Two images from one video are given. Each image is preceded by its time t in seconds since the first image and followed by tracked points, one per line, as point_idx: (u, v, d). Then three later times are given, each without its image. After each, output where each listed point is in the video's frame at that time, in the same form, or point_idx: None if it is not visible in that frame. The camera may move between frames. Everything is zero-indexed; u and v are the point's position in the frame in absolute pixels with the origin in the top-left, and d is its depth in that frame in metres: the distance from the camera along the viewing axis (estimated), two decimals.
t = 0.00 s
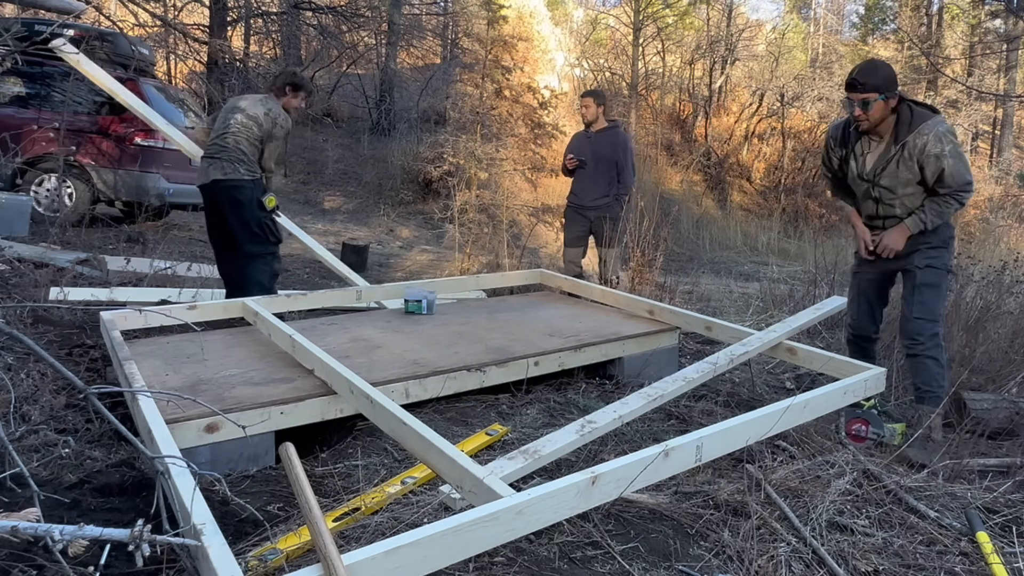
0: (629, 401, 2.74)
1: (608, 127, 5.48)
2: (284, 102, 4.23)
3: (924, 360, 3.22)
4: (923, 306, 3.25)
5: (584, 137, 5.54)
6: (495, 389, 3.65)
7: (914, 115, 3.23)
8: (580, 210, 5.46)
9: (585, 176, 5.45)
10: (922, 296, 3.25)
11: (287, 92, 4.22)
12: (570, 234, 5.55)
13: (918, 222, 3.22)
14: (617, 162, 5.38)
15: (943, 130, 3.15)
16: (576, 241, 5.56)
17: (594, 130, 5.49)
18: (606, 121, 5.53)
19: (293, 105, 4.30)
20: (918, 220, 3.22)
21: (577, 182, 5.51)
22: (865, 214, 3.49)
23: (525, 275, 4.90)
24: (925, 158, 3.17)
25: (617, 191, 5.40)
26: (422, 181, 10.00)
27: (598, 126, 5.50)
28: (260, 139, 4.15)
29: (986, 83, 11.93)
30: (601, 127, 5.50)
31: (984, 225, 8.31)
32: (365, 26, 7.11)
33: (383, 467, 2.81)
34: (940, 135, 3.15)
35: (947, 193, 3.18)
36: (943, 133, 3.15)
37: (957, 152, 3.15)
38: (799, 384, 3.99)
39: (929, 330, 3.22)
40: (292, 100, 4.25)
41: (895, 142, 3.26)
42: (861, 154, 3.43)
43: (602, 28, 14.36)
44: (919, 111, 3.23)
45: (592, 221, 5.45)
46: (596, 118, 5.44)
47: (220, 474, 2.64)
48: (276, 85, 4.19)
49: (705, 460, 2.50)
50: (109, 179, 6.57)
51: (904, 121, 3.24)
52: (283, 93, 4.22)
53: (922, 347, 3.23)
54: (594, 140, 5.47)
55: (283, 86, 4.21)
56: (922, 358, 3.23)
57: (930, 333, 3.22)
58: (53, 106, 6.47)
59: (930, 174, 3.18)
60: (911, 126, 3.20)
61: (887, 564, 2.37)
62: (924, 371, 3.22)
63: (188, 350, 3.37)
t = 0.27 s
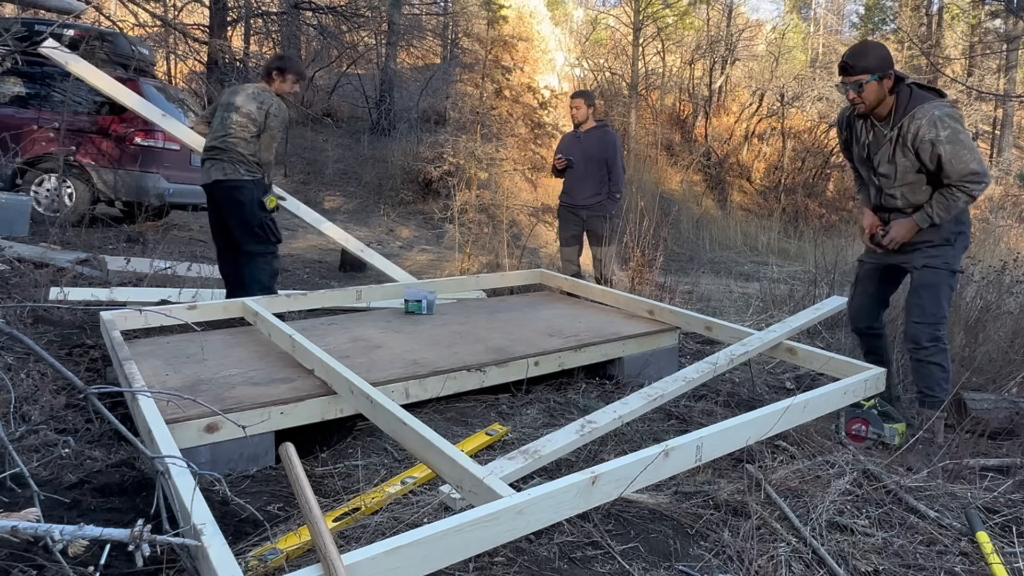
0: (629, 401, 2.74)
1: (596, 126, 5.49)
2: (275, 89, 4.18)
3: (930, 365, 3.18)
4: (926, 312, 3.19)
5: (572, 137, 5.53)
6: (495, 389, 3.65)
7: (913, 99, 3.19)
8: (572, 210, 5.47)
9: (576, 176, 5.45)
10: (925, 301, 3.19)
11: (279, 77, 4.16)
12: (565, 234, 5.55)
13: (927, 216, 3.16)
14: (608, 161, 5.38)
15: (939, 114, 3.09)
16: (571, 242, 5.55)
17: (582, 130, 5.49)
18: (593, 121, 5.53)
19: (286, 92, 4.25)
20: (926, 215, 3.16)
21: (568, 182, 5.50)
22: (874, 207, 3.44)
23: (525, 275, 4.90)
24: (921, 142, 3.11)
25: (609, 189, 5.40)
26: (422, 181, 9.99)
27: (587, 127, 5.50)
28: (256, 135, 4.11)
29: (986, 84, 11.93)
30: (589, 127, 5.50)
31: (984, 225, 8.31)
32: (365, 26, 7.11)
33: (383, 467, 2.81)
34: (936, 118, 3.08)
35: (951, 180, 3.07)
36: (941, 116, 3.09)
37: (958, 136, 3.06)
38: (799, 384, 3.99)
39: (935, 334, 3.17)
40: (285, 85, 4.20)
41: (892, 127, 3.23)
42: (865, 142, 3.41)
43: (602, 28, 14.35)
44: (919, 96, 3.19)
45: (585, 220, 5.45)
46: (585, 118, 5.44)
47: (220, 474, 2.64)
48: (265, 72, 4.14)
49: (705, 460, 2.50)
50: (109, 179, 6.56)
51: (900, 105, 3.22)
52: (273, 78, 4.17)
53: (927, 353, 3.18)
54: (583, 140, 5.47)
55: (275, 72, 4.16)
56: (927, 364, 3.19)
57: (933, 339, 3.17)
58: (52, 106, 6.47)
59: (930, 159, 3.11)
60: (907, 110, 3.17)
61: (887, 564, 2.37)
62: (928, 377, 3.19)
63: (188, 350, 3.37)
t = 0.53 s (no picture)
0: (629, 401, 2.74)
1: (585, 125, 5.48)
2: (268, 82, 4.12)
3: (922, 367, 3.17)
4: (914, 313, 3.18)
5: (563, 138, 5.51)
6: (495, 389, 3.65)
7: (894, 88, 3.20)
8: (571, 211, 5.47)
9: (571, 177, 5.44)
10: (913, 301, 3.18)
11: (271, 69, 4.09)
12: (565, 235, 5.55)
13: (916, 207, 3.15)
14: (602, 159, 5.38)
15: (918, 101, 3.10)
16: (571, 242, 5.56)
17: (573, 131, 5.48)
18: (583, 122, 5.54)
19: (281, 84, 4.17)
20: (915, 207, 3.15)
21: (564, 184, 5.50)
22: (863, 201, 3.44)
23: (525, 275, 4.90)
24: (900, 130, 3.12)
25: (606, 187, 5.39)
26: (422, 181, 10.00)
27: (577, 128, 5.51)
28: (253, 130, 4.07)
29: (986, 84, 11.93)
30: (579, 128, 5.50)
31: (984, 225, 8.31)
32: (365, 26, 7.11)
33: (383, 467, 2.81)
34: (914, 105, 3.10)
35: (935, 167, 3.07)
36: (920, 104, 3.09)
37: (938, 123, 3.05)
38: (799, 384, 3.99)
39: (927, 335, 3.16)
40: (279, 76, 4.12)
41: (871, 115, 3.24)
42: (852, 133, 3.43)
43: (602, 28, 14.33)
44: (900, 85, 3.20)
45: (585, 219, 5.45)
46: (575, 118, 5.44)
47: (220, 474, 2.64)
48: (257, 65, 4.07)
49: (705, 460, 2.50)
50: (109, 179, 6.56)
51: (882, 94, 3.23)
52: (265, 70, 4.10)
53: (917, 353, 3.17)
54: (575, 140, 5.45)
55: (267, 63, 4.09)
56: (919, 365, 3.18)
57: (922, 338, 3.16)
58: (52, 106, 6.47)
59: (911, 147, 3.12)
60: (887, 98, 3.18)
61: (887, 564, 2.37)
62: (922, 377, 3.18)
63: (189, 350, 3.37)
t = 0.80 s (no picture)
0: (629, 401, 2.74)
1: (579, 124, 5.49)
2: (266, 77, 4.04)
3: (895, 345, 3.10)
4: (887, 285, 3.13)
5: (558, 138, 5.51)
6: (495, 389, 3.66)
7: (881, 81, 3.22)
8: (576, 210, 5.45)
9: (571, 176, 5.43)
10: (886, 275, 3.14)
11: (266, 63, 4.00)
12: (570, 236, 5.55)
13: (892, 186, 3.10)
14: (600, 156, 5.38)
15: (902, 92, 3.12)
16: (575, 241, 5.57)
17: (568, 131, 5.48)
18: (576, 121, 5.53)
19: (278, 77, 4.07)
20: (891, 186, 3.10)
21: (565, 183, 5.49)
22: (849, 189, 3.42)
23: (525, 275, 4.90)
24: (883, 118, 3.13)
25: (608, 184, 5.40)
26: (422, 181, 10.00)
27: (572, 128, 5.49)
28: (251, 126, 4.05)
29: (986, 84, 11.94)
30: (573, 127, 5.49)
31: (984, 225, 8.32)
32: (365, 25, 7.11)
33: (383, 467, 2.81)
34: (898, 95, 3.12)
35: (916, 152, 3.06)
36: (903, 94, 3.12)
37: (921, 112, 3.06)
38: (799, 384, 3.99)
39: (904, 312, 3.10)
40: (276, 71, 4.03)
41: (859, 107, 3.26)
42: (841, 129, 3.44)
43: (602, 28, 14.33)
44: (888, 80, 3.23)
45: (590, 217, 5.46)
46: (570, 119, 5.43)
47: (220, 474, 2.64)
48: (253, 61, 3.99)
49: (705, 460, 2.50)
50: (109, 179, 6.56)
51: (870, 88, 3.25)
52: (261, 65, 4.01)
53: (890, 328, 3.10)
54: (571, 140, 5.45)
55: (262, 58, 4.00)
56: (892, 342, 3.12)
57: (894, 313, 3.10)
58: (53, 106, 6.47)
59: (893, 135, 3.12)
60: (873, 90, 3.21)
61: (887, 564, 2.37)
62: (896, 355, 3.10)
63: (189, 350, 3.37)
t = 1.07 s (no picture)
0: (629, 401, 2.74)
1: (585, 125, 5.50)
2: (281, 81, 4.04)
3: (884, 349, 3.15)
4: (884, 292, 3.17)
5: (565, 140, 5.52)
6: (495, 389, 3.66)
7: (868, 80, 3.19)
8: (587, 211, 5.45)
9: (580, 177, 5.46)
10: (884, 279, 3.19)
11: (283, 67, 4.00)
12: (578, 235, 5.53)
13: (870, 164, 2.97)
14: (609, 157, 5.43)
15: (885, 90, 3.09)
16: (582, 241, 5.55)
17: (574, 133, 5.49)
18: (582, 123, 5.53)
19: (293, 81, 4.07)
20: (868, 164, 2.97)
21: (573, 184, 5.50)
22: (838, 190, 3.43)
23: (525, 275, 4.90)
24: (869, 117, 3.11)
25: (617, 184, 5.45)
26: (421, 181, 10.01)
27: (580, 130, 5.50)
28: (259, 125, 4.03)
29: (987, 84, 11.93)
30: (580, 129, 5.50)
31: (984, 225, 8.31)
32: (365, 25, 7.11)
33: (383, 467, 2.81)
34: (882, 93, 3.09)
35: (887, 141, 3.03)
36: (888, 92, 3.08)
37: (901, 108, 3.02)
38: (799, 384, 3.99)
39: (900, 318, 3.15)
40: (292, 76, 4.03)
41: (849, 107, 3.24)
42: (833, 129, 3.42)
43: (602, 28, 14.33)
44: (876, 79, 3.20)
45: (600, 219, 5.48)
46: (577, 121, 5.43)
47: (220, 474, 2.64)
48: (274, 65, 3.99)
49: (705, 460, 2.50)
50: (109, 179, 6.56)
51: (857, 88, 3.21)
52: (278, 69, 4.01)
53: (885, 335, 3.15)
54: (578, 142, 5.47)
55: (279, 61, 3.99)
56: (883, 347, 3.17)
57: (888, 319, 3.14)
58: (53, 106, 6.47)
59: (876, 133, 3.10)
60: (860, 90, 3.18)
61: (887, 564, 2.37)
62: (883, 359, 3.16)
63: (189, 350, 3.37)
